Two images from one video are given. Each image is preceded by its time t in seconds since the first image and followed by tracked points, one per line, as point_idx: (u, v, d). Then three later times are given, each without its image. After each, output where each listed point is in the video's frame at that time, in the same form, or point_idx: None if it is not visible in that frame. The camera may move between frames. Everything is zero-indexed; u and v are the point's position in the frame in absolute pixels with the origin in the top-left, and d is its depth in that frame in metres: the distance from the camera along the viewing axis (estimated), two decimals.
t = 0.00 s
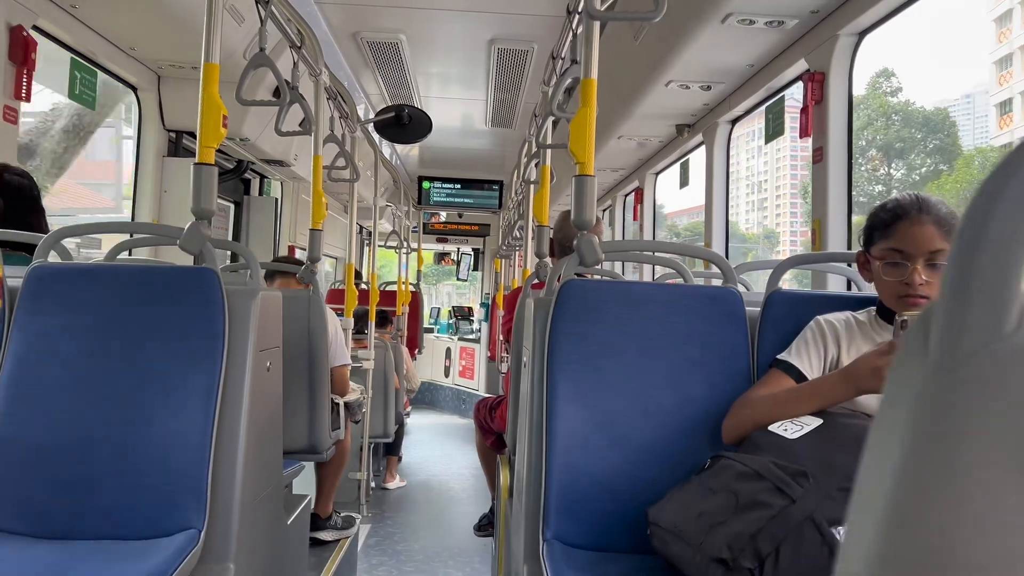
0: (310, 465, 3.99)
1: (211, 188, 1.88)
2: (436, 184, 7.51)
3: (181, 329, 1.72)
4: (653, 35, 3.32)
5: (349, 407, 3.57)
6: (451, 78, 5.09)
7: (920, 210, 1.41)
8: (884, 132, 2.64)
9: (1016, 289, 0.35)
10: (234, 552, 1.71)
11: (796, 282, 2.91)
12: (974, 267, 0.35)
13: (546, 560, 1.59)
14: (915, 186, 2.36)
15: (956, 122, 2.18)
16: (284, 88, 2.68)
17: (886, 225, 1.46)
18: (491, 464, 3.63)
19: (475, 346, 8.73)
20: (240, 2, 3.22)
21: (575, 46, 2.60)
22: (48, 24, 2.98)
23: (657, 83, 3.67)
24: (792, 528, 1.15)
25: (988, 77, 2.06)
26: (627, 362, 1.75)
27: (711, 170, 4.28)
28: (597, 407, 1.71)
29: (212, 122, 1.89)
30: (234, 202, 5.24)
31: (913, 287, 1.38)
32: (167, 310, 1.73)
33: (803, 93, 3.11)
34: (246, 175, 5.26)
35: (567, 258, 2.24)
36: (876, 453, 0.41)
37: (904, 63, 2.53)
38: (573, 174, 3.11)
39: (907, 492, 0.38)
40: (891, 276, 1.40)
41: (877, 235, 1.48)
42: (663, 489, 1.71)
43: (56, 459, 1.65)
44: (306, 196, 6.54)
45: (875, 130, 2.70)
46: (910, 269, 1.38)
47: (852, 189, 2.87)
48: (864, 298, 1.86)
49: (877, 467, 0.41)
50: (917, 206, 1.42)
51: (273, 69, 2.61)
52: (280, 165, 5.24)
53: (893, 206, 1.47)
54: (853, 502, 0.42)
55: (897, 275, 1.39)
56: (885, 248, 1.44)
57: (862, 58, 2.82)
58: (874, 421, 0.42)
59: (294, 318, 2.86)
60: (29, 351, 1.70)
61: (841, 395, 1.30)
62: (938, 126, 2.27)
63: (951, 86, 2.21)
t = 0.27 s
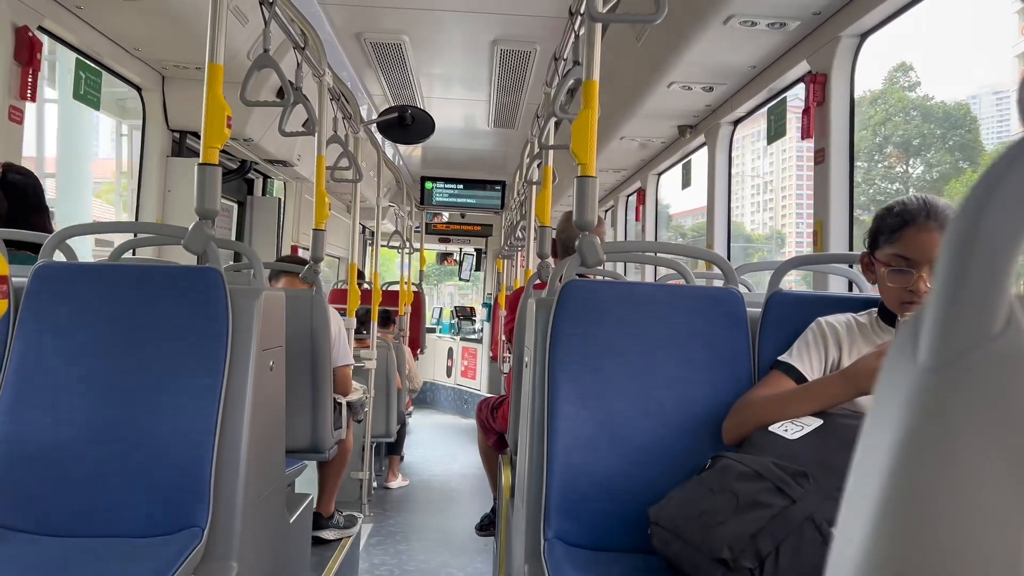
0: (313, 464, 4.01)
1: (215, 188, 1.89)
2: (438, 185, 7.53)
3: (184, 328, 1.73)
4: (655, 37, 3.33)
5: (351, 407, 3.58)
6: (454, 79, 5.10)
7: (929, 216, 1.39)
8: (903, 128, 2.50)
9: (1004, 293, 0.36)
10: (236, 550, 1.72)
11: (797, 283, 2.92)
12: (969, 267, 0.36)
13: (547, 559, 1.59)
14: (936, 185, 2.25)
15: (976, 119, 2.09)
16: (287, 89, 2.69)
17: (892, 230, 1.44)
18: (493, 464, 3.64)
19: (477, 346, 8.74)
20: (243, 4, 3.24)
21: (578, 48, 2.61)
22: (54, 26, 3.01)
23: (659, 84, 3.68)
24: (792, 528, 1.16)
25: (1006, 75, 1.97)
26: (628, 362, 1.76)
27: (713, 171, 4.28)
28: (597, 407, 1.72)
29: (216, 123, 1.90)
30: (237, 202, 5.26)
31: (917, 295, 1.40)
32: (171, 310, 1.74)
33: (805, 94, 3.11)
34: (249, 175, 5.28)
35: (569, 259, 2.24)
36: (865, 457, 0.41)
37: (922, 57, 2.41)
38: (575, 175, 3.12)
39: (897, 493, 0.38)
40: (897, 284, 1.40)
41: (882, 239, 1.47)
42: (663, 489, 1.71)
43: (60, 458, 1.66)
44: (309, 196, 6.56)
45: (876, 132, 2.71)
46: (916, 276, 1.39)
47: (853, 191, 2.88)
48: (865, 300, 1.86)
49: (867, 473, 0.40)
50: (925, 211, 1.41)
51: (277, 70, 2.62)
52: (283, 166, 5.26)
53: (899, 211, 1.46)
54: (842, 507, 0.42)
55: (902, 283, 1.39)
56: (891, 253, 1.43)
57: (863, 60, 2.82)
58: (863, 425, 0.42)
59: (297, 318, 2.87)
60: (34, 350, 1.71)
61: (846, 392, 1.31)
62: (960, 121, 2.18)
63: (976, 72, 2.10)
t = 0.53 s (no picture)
0: (315, 466, 4.01)
1: (218, 191, 1.90)
2: (441, 186, 7.54)
3: (189, 330, 1.74)
4: (658, 39, 3.33)
5: (354, 409, 3.58)
6: (457, 81, 5.11)
7: (929, 224, 1.39)
8: (921, 123, 2.37)
9: (1005, 300, 0.36)
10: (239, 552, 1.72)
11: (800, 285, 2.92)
12: (967, 276, 0.36)
13: (549, 562, 1.59)
14: (956, 182, 2.15)
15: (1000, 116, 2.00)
16: (291, 92, 2.70)
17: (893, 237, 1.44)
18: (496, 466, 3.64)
19: (480, 348, 8.74)
20: (247, 6, 3.25)
21: (581, 50, 2.61)
22: (58, 28, 3.02)
23: (662, 86, 3.68)
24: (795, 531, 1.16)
25: None
26: (631, 365, 1.76)
27: (717, 173, 4.28)
28: (600, 409, 1.72)
29: (220, 126, 1.91)
30: (241, 203, 5.27)
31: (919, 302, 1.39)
32: (175, 312, 1.74)
33: (808, 97, 3.11)
34: (252, 177, 5.29)
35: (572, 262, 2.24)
36: (866, 464, 0.41)
37: (945, 50, 2.29)
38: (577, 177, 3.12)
39: (896, 500, 0.38)
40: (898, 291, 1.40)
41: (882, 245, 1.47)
42: (666, 492, 1.71)
43: (64, 460, 1.66)
44: (312, 198, 6.57)
45: (879, 135, 2.71)
46: (916, 283, 1.39)
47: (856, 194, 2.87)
48: (868, 303, 1.86)
49: (869, 479, 0.40)
50: (925, 218, 1.40)
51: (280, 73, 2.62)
52: (287, 167, 5.27)
53: (899, 217, 1.46)
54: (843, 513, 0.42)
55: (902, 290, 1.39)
56: (892, 260, 1.42)
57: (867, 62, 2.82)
58: (865, 431, 0.42)
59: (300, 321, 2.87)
60: (37, 352, 1.72)
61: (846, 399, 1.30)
62: (984, 117, 2.08)
63: (999, 69, 2.03)
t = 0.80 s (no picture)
0: (321, 467, 4.02)
1: (227, 192, 1.91)
2: (447, 189, 7.56)
3: (197, 331, 1.75)
4: (665, 41, 3.34)
5: (360, 410, 3.59)
6: (463, 84, 5.12)
7: (932, 226, 1.38)
8: (946, 118, 2.24)
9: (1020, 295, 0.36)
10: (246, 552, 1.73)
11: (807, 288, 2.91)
12: (982, 271, 0.36)
13: (555, 563, 1.59)
14: (979, 181, 2.07)
15: None
16: (299, 94, 2.71)
17: (896, 239, 1.44)
18: (501, 468, 3.64)
19: (485, 351, 8.74)
20: (255, 8, 3.27)
21: (588, 53, 2.62)
22: (67, 29, 3.05)
23: (669, 88, 3.67)
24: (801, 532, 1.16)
25: None
26: (637, 367, 1.76)
27: (723, 176, 4.28)
28: (607, 411, 1.72)
29: (228, 127, 1.92)
30: (247, 205, 5.29)
31: (923, 303, 1.38)
32: (183, 313, 1.75)
33: (815, 99, 3.10)
34: (259, 179, 5.32)
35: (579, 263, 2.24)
36: (879, 461, 0.41)
37: (969, 43, 2.18)
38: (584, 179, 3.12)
39: (909, 497, 0.38)
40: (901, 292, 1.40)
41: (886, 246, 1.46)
42: (672, 493, 1.71)
43: (72, 459, 1.66)
44: (318, 200, 6.59)
45: (886, 137, 2.70)
46: (920, 284, 1.38)
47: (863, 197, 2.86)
48: (875, 305, 1.85)
49: (882, 474, 0.41)
50: (929, 220, 1.39)
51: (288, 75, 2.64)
52: (293, 169, 5.29)
53: (902, 219, 1.45)
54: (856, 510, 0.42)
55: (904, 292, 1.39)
56: (896, 262, 1.42)
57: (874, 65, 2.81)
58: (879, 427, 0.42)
59: (307, 322, 2.88)
60: (45, 352, 1.72)
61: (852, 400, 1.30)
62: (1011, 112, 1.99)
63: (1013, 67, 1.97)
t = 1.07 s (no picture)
0: (328, 470, 4.03)
1: (235, 195, 1.92)
2: (454, 193, 7.58)
3: (204, 334, 1.76)
4: (671, 46, 3.35)
5: (367, 413, 3.60)
6: (470, 88, 5.14)
7: (938, 229, 1.38)
8: (973, 114, 2.12)
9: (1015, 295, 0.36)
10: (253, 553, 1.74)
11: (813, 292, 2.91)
12: (978, 269, 0.36)
13: (561, 566, 1.59)
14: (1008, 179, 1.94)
15: None
16: (306, 98, 2.73)
17: (902, 243, 1.43)
18: (507, 472, 3.64)
19: (492, 355, 8.74)
20: (264, 13, 3.30)
21: (594, 57, 2.63)
22: (77, 35, 3.09)
23: (675, 92, 3.67)
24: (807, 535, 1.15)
25: None
26: (643, 370, 1.76)
27: (730, 180, 4.27)
28: (612, 415, 1.72)
29: (237, 131, 1.93)
30: (255, 209, 5.32)
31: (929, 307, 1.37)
32: (191, 316, 1.77)
33: (821, 103, 3.10)
34: (267, 183, 5.35)
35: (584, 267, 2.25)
36: (877, 460, 0.41)
37: (994, 35, 2.09)
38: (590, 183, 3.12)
39: (905, 498, 0.38)
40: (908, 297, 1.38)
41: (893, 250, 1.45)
42: (678, 496, 1.71)
43: (81, 460, 1.68)
44: (326, 204, 6.62)
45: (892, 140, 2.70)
46: (927, 288, 1.36)
47: (870, 201, 2.86)
48: (881, 309, 1.85)
49: (880, 472, 0.40)
50: (935, 224, 1.39)
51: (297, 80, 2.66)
52: (301, 173, 5.32)
53: (908, 223, 1.44)
54: (851, 512, 0.41)
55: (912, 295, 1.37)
56: (903, 266, 1.40)
57: (880, 69, 2.81)
58: (876, 428, 0.41)
59: (314, 325, 2.89)
60: (55, 354, 1.74)
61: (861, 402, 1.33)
62: None
63: None
